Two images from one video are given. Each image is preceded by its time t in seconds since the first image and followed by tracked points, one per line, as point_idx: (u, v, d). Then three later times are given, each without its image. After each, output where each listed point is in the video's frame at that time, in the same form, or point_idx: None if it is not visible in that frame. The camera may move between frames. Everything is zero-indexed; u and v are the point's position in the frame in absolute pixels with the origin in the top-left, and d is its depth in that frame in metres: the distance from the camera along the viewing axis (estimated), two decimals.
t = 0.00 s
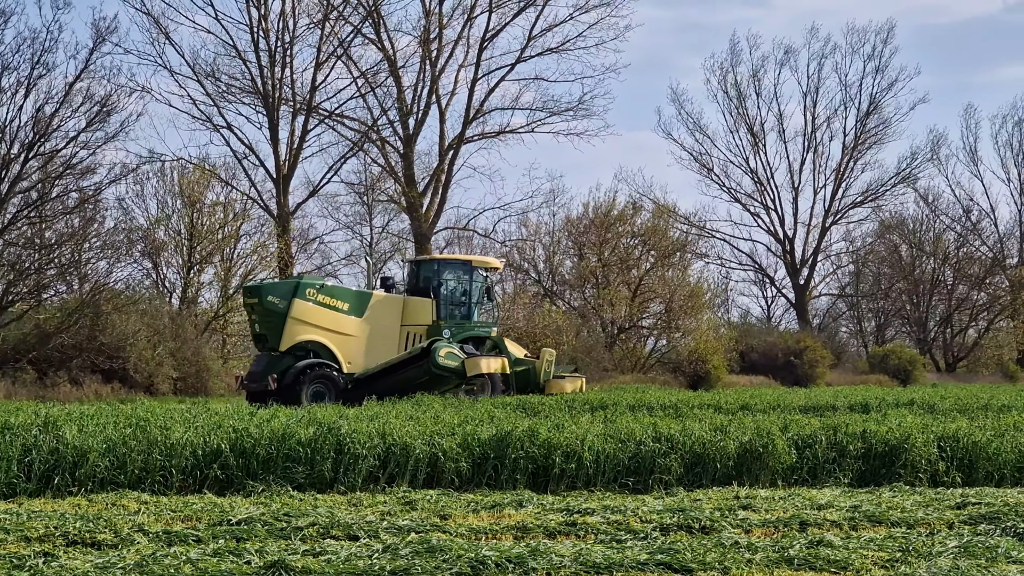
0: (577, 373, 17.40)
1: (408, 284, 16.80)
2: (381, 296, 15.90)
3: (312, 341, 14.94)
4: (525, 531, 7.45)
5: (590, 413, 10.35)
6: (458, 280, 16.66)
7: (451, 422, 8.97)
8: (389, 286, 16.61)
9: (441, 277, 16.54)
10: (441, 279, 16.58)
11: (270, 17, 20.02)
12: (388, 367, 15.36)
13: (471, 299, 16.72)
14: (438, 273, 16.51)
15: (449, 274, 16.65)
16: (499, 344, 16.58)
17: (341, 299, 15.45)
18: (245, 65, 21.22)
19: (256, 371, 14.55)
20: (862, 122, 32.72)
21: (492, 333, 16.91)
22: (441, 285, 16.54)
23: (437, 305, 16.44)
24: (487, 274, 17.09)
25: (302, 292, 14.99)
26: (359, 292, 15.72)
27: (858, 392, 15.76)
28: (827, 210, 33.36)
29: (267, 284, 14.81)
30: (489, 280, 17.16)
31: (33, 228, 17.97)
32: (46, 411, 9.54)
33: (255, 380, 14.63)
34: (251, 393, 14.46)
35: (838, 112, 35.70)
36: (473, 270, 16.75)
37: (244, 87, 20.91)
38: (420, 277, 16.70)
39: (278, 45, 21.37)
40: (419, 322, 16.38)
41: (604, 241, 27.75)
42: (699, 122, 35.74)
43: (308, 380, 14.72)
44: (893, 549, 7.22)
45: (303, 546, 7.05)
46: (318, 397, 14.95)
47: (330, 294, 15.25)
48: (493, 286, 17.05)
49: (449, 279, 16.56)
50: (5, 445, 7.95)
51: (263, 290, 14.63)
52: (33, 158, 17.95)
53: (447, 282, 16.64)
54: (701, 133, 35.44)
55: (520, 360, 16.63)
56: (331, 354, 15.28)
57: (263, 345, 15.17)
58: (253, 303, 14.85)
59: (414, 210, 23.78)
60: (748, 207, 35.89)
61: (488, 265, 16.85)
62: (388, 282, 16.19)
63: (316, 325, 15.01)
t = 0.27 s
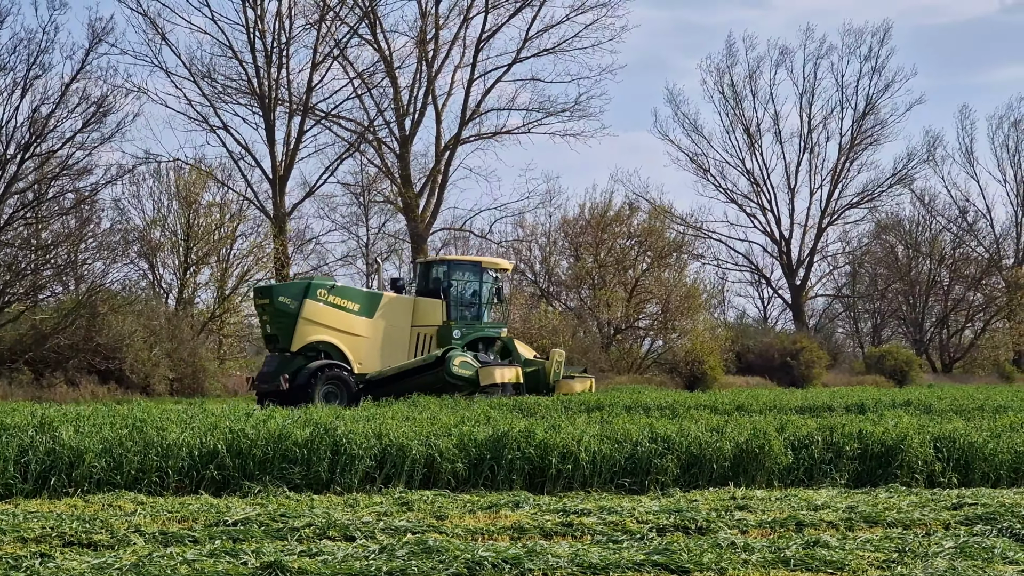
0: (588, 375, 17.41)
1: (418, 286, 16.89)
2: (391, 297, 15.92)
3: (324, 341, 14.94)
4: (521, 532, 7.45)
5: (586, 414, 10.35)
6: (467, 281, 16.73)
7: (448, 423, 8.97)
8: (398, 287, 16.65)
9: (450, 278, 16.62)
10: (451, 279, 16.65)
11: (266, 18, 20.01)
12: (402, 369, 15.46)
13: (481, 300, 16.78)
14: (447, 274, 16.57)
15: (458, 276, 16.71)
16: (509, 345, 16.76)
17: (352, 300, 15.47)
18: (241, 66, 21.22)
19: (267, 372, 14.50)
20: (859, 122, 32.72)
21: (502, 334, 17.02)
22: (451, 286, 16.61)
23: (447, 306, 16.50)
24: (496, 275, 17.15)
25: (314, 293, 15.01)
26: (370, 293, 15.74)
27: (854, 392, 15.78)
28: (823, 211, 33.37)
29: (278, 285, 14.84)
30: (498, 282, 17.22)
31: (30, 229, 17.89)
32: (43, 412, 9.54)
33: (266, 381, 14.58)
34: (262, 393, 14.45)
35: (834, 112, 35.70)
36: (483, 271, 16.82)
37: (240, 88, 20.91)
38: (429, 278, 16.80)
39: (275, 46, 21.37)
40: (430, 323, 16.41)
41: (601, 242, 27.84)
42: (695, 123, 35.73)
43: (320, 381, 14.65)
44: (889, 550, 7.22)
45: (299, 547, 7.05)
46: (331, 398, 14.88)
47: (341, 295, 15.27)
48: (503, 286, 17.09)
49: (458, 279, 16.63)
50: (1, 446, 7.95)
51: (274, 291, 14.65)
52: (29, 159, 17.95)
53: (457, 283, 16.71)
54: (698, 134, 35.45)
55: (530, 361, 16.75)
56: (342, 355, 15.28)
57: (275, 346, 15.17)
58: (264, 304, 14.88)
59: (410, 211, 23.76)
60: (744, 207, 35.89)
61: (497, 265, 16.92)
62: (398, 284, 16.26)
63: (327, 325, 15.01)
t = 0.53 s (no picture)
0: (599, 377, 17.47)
1: (429, 288, 16.92)
2: (403, 299, 15.96)
3: (335, 343, 14.97)
4: (519, 533, 7.45)
5: (584, 415, 10.34)
6: (479, 282, 16.72)
7: (446, 424, 8.97)
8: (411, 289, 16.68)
9: (462, 279, 16.64)
10: (462, 281, 16.66)
11: (264, 18, 20.01)
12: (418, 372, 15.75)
13: (492, 301, 16.77)
14: (459, 276, 16.59)
15: (469, 277, 16.70)
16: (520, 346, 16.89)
17: (364, 301, 15.50)
18: (239, 67, 21.22)
19: (280, 373, 14.53)
20: (857, 123, 32.71)
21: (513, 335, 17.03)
22: (462, 288, 16.62)
23: (458, 308, 16.53)
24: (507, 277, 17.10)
25: (326, 294, 15.03)
26: (382, 295, 15.77)
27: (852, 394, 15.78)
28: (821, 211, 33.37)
29: (290, 286, 14.86)
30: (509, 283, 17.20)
31: (27, 230, 17.85)
32: (42, 412, 9.56)
33: (279, 382, 14.61)
34: (275, 395, 14.49)
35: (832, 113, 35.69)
36: (494, 272, 16.79)
37: (238, 89, 20.91)
38: (441, 280, 16.84)
39: (273, 47, 21.38)
40: (441, 324, 16.46)
41: (599, 242, 27.81)
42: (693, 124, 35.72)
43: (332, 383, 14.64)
44: (887, 550, 7.23)
45: (297, 548, 7.06)
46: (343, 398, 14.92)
47: (353, 296, 15.29)
48: (514, 288, 17.06)
49: (469, 281, 16.63)
50: None
51: (286, 292, 14.67)
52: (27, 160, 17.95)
53: (468, 284, 16.72)
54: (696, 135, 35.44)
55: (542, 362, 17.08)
56: (354, 356, 15.32)
57: (287, 347, 15.21)
58: (276, 305, 14.95)
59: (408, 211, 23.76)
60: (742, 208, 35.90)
61: (508, 267, 16.91)
62: (409, 285, 16.30)
63: (339, 327, 15.04)
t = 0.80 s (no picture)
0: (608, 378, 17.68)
1: (440, 287, 17.02)
2: (414, 298, 16.01)
3: (346, 343, 15.04)
4: (516, 532, 7.46)
5: (581, 415, 10.33)
6: (489, 282, 16.81)
7: (443, 424, 8.97)
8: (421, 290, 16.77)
9: (472, 279, 16.73)
10: (472, 281, 16.76)
11: (261, 18, 19.98)
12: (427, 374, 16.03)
13: (502, 301, 16.89)
14: (470, 276, 16.67)
15: (479, 277, 16.81)
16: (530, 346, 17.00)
17: (375, 301, 15.55)
18: (236, 67, 21.19)
19: (291, 373, 14.66)
20: (854, 123, 32.69)
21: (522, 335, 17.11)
22: (472, 288, 16.71)
23: (468, 307, 16.58)
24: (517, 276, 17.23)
25: (336, 295, 15.09)
26: (392, 295, 15.82)
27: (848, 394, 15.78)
28: (818, 212, 33.34)
29: (301, 287, 14.93)
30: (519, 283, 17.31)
31: (25, 229, 17.81)
32: (39, 412, 9.54)
33: (290, 382, 14.73)
34: (286, 395, 14.61)
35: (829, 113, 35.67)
36: (504, 272, 16.90)
37: (235, 89, 20.89)
38: (451, 280, 16.93)
39: (270, 47, 21.36)
40: (452, 324, 16.48)
41: (596, 243, 27.71)
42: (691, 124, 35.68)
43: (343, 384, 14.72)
44: (884, 550, 7.23)
45: (295, 548, 7.06)
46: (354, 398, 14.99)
47: (363, 296, 15.33)
48: (524, 288, 17.19)
49: (480, 281, 16.72)
50: None
51: (297, 292, 14.74)
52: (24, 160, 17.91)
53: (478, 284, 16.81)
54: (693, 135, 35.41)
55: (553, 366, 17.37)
56: (364, 356, 15.39)
57: (299, 347, 15.31)
58: (287, 306, 15.04)
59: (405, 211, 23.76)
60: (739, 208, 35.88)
61: (518, 267, 17.03)
62: (418, 286, 16.32)
63: (350, 327, 15.11)
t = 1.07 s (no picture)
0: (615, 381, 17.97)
1: (450, 287, 17.23)
2: (424, 299, 16.11)
3: (358, 343, 15.11)
4: (513, 532, 7.46)
5: (577, 414, 10.34)
6: (500, 283, 17.05)
7: (440, 424, 8.97)
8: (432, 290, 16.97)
9: (483, 280, 16.96)
10: (483, 281, 17.01)
11: (258, 18, 19.96)
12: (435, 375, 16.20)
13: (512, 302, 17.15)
14: (480, 276, 16.89)
15: (490, 278, 17.04)
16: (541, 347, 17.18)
17: (385, 301, 15.63)
18: (233, 67, 21.19)
19: (302, 373, 14.69)
20: (851, 123, 32.68)
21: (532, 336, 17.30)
22: (483, 288, 16.92)
23: (478, 308, 16.79)
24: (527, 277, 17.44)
25: (347, 295, 15.15)
26: (403, 296, 15.91)
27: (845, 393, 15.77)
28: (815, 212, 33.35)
29: (312, 287, 14.96)
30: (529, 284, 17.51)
31: (22, 229, 17.80)
32: (36, 413, 9.52)
33: (300, 382, 14.77)
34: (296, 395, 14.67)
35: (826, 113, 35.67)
36: (514, 273, 17.12)
37: (233, 89, 20.89)
38: (462, 280, 17.14)
39: (267, 47, 21.35)
40: (461, 324, 16.63)
41: (593, 242, 27.76)
42: (688, 124, 35.66)
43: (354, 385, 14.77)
44: (881, 550, 7.24)
45: (292, 548, 7.07)
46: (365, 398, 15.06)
47: (374, 297, 15.41)
48: (534, 290, 17.39)
49: (491, 281, 16.95)
50: None
51: (309, 293, 14.79)
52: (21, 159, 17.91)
53: (489, 285, 17.04)
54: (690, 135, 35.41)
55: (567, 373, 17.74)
56: (375, 356, 15.46)
57: (309, 347, 15.34)
58: (297, 306, 15.07)
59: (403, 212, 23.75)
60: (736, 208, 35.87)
61: (529, 268, 17.23)
62: (429, 286, 16.46)
63: (362, 327, 15.17)
